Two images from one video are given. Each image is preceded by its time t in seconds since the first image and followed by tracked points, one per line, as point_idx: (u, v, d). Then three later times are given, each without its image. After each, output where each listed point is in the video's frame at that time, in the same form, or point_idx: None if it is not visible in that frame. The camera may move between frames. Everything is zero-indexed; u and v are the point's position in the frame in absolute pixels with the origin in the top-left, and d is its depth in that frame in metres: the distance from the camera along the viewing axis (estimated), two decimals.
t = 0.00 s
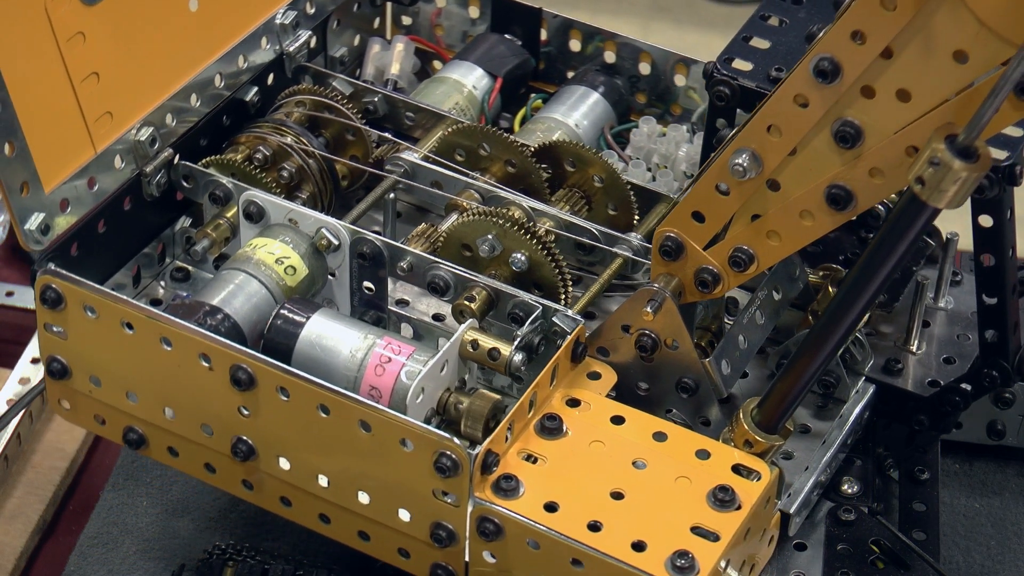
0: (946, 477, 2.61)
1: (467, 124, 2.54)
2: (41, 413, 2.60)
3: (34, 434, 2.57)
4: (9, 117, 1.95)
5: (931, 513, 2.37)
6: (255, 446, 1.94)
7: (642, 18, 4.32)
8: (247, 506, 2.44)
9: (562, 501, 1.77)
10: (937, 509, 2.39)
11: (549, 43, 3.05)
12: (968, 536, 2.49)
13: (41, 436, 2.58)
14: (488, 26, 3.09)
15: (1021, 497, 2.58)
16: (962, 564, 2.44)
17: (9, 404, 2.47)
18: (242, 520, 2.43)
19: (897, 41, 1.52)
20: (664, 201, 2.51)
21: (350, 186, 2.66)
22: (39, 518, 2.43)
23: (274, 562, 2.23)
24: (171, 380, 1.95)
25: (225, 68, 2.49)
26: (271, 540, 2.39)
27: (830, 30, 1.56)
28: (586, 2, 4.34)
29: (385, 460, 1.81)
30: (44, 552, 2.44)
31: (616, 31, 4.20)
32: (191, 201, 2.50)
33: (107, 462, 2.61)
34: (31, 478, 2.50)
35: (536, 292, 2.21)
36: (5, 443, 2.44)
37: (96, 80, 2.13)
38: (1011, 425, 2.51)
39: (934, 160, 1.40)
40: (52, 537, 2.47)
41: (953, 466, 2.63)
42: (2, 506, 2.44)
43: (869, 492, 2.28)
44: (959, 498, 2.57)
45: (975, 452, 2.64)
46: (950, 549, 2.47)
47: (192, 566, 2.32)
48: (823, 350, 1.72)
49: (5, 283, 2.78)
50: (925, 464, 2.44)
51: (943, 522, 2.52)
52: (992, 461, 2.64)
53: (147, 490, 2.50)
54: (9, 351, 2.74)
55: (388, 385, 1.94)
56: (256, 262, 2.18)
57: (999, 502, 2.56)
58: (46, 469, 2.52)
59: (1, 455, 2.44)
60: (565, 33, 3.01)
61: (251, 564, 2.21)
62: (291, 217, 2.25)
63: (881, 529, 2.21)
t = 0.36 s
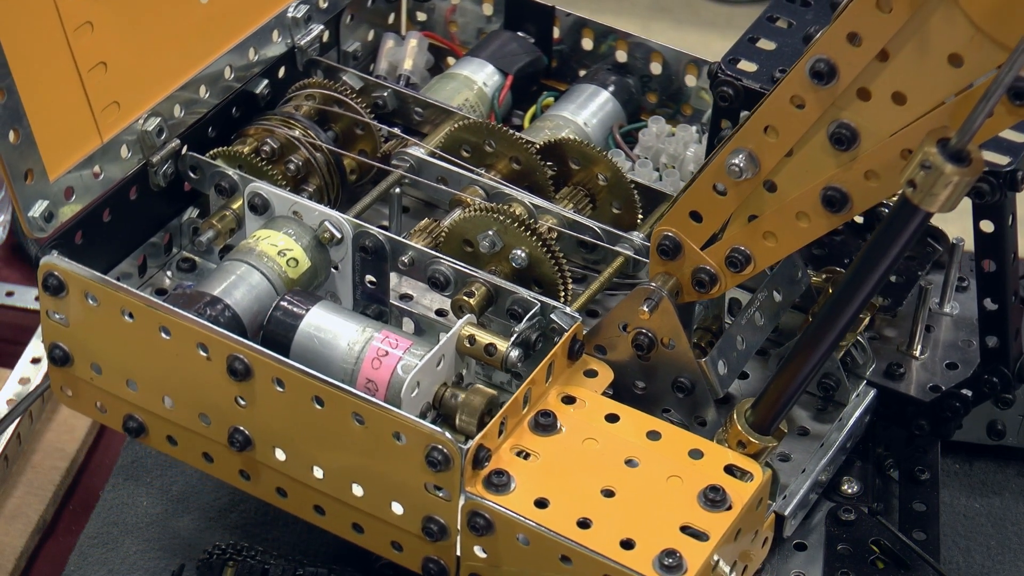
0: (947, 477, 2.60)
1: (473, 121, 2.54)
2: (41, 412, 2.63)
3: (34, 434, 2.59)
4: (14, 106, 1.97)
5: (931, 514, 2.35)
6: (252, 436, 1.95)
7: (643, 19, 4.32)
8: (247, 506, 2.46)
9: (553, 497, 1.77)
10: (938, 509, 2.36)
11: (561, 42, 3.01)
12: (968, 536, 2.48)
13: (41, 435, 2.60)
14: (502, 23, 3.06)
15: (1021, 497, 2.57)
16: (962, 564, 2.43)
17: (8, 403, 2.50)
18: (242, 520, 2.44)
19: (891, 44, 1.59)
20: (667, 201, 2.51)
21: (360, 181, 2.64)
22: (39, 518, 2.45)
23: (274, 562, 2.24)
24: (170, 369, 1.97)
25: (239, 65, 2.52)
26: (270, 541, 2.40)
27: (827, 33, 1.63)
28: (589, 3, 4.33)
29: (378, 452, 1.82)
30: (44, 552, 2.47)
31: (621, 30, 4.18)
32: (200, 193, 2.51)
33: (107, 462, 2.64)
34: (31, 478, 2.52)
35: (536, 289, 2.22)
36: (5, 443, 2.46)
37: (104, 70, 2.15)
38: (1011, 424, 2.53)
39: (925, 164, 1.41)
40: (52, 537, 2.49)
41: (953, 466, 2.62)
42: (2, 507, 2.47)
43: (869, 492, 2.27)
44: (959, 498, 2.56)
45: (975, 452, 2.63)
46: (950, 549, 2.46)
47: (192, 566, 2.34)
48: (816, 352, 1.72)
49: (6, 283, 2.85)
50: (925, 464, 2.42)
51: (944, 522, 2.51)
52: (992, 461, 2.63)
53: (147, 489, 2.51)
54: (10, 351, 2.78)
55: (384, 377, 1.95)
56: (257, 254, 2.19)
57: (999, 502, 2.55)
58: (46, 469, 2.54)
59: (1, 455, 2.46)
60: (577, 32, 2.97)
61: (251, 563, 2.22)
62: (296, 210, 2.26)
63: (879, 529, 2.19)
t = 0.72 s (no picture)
0: (946, 478, 2.60)
1: (473, 120, 2.54)
2: (41, 413, 2.63)
3: (34, 434, 2.60)
4: (14, 103, 1.98)
5: (932, 513, 2.32)
6: (251, 434, 1.96)
7: (642, 19, 4.32)
8: (247, 506, 2.46)
9: (550, 497, 1.78)
10: (939, 509, 2.33)
11: (564, 42, 3.00)
12: (969, 536, 2.48)
13: (41, 435, 2.61)
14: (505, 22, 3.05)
15: (1021, 497, 2.57)
16: (962, 564, 2.43)
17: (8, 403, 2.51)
18: (241, 521, 2.44)
19: (889, 44, 1.60)
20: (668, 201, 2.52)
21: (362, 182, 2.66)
22: (39, 518, 2.46)
23: (274, 562, 2.24)
24: (169, 366, 1.98)
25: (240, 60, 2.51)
26: (270, 541, 2.40)
27: (826, 33, 1.63)
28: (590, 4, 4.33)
29: (376, 451, 1.82)
30: (44, 552, 2.47)
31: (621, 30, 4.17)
32: (202, 190, 2.52)
33: (107, 462, 2.64)
34: (31, 478, 2.53)
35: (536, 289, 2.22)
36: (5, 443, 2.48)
37: (105, 68, 2.16)
38: (1010, 425, 2.55)
39: (922, 164, 1.41)
40: (52, 538, 2.50)
41: (953, 466, 2.62)
42: (2, 506, 2.48)
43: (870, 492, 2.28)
44: (959, 498, 2.56)
45: (975, 452, 2.63)
46: (950, 549, 2.46)
47: (192, 566, 2.34)
48: (814, 353, 1.72)
49: (6, 283, 2.86)
50: (925, 465, 2.39)
51: (944, 522, 2.51)
52: (992, 462, 2.63)
53: (147, 489, 2.52)
54: (9, 350, 2.79)
55: (383, 376, 1.96)
56: (258, 252, 2.19)
57: (999, 502, 2.55)
58: (46, 469, 2.55)
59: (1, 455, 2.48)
60: (580, 32, 2.97)
61: (251, 564, 2.22)
62: (296, 208, 2.26)
63: (880, 529, 2.18)
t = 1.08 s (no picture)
0: (946, 477, 2.60)
1: (473, 120, 2.54)
2: (41, 413, 2.63)
3: (34, 434, 2.60)
4: (14, 103, 1.98)
5: (932, 513, 2.31)
6: (251, 434, 1.96)
7: (642, 19, 4.32)
8: (246, 506, 2.46)
9: (550, 497, 1.78)
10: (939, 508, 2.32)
11: (564, 42, 3.00)
12: (969, 536, 2.48)
13: (41, 435, 2.61)
14: (505, 22, 3.05)
15: (1021, 497, 2.57)
16: (962, 564, 2.43)
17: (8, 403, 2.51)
18: (241, 521, 2.44)
19: (889, 44, 1.60)
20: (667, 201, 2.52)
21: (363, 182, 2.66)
22: (39, 518, 2.46)
23: (274, 562, 2.24)
24: (170, 366, 1.98)
25: (240, 61, 2.51)
26: (270, 541, 2.40)
27: (826, 33, 1.63)
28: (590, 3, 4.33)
29: (376, 450, 1.82)
30: (44, 552, 2.47)
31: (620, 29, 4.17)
32: (201, 191, 2.52)
33: (107, 462, 2.64)
34: (31, 478, 2.53)
35: (536, 289, 2.22)
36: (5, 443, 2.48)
37: (105, 68, 2.16)
38: (1011, 425, 2.55)
39: (922, 164, 1.41)
40: (52, 537, 2.50)
41: (953, 466, 2.62)
42: (2, 506, 2.48)
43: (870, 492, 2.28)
44: (959, 498, 2.56)
45: (975, 452, 2.63)
46: (950, 549, 2.46)
47: (192, 566, 2.34)
48: (814, 353, 1.72)
49: (6, 283, 2.86)
50: (925, 465, 2.38)
51: (944, 522, 2.51)
52: (992, 462, 2.63)
53: (147, 489, 2.52)
54: (9, 350, 2.79)
55: (383, 376, 1.96)
56: (258, 252, 2.19)
57: (999, 502, 2.55)
58: (46, 469, 2.55)
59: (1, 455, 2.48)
60: (579, 32, 2.97)
61: (251, 564, 2.22)
62: (296, 208, 2.26)
63: (880, 529, 2.18)
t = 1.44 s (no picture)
0: (946, 478, 2.60)
1: (474, 120, 2.54)
2: (41, 413, 2.63)
3: (34, 434, 2.60)
4: (14, 103, 1.98)
5: (932, 513, 2.31)
6: (251, 434, 1.96)
7: (642, 19, 4.32)
8: (246, 506, 2.46)
9: (550, 497, 1.78)
10: (939, 508, 2.32)
11: (564, 42, 3.00)
12: (969, 536, 2.48)
13: (41, 435, 2.61)
14: (505, 22, 3.05)
15: (1021, 497, 2.57)
16: (962, 563, 2.43)
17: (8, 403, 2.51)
18: (241, 520, 2.44)
19: (890, 44, 1.60)
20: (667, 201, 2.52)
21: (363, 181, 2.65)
22: (39, 518, 2.46)
23: (273, 562, 2.24)
24: (170, 366, 1.98)
25: (240, 61, 2.51)
26: (270, 541, 2.40)
27: (826, 33, 1.63)
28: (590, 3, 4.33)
29: (375, 450, 1.82)
30: (44, 551, 2.47)
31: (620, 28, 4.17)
32: (201, 191, 2.52)
33: (107, 462, 2.64)
34: (31, 478, 2.53)
35: (535, 289, 2.22)
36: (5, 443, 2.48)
37: (105, 68, 2.16)
38: (1011, 425, 2.55)
39: (922, 165, 1.41)
40: (52, 537, 2.50)
41: (953, 466, 2.62)
42: (2, 506, 2.48)
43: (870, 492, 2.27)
44: (959, 498, 2.56)
45: (975, 452, 2.63)
46: (950, 549, 2.46)
47: (192, 566, 2.34)
48: (814, 353, 1.72)
49: (6, 283, 2.86)
50: (925, 464, 2.38)
51: (944, 522, 2.51)
52: (992, 461, 2.63)
53: (147, 489, 2.52)
54: (10, 350, 2.79)
55: (383, 376, 1.96)
56: (258, 252, 2.19)
57: (999, 502, 2.55)
58: (46, 469, 2.55)
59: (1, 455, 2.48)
60: (579, 32, 2.97)
61: (251, 564, 2.22)
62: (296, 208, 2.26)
63: (880, 529, 2.18)
